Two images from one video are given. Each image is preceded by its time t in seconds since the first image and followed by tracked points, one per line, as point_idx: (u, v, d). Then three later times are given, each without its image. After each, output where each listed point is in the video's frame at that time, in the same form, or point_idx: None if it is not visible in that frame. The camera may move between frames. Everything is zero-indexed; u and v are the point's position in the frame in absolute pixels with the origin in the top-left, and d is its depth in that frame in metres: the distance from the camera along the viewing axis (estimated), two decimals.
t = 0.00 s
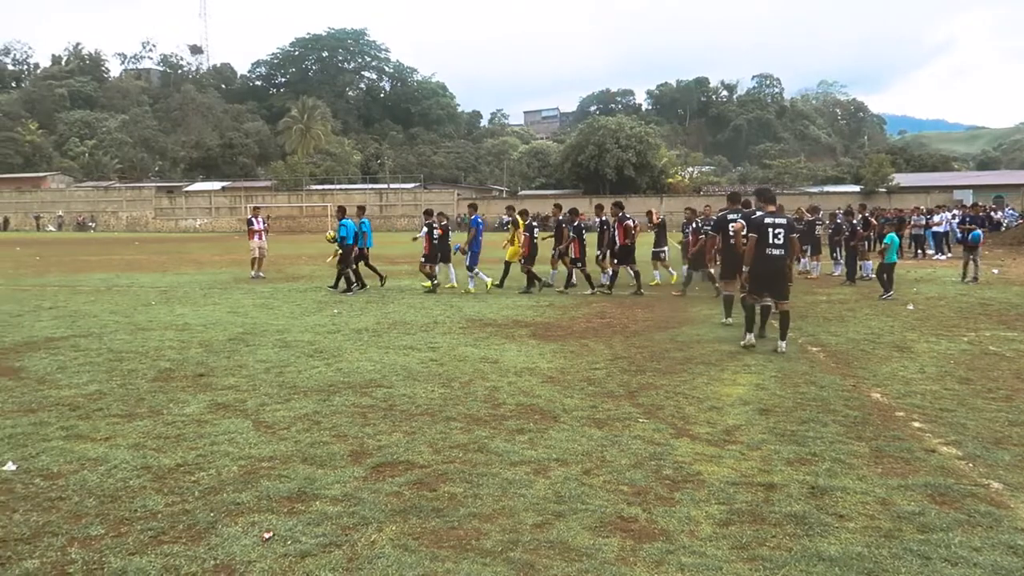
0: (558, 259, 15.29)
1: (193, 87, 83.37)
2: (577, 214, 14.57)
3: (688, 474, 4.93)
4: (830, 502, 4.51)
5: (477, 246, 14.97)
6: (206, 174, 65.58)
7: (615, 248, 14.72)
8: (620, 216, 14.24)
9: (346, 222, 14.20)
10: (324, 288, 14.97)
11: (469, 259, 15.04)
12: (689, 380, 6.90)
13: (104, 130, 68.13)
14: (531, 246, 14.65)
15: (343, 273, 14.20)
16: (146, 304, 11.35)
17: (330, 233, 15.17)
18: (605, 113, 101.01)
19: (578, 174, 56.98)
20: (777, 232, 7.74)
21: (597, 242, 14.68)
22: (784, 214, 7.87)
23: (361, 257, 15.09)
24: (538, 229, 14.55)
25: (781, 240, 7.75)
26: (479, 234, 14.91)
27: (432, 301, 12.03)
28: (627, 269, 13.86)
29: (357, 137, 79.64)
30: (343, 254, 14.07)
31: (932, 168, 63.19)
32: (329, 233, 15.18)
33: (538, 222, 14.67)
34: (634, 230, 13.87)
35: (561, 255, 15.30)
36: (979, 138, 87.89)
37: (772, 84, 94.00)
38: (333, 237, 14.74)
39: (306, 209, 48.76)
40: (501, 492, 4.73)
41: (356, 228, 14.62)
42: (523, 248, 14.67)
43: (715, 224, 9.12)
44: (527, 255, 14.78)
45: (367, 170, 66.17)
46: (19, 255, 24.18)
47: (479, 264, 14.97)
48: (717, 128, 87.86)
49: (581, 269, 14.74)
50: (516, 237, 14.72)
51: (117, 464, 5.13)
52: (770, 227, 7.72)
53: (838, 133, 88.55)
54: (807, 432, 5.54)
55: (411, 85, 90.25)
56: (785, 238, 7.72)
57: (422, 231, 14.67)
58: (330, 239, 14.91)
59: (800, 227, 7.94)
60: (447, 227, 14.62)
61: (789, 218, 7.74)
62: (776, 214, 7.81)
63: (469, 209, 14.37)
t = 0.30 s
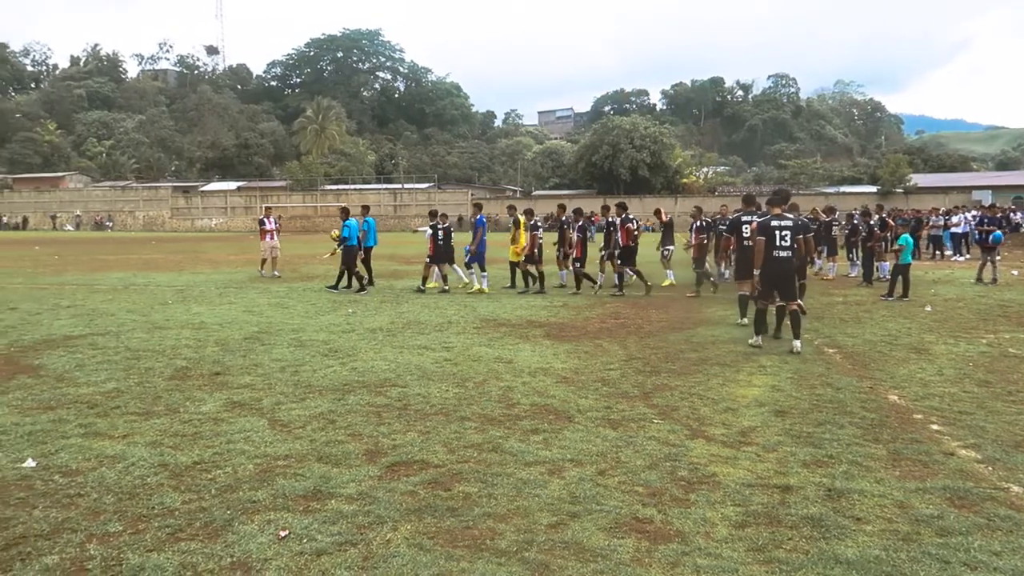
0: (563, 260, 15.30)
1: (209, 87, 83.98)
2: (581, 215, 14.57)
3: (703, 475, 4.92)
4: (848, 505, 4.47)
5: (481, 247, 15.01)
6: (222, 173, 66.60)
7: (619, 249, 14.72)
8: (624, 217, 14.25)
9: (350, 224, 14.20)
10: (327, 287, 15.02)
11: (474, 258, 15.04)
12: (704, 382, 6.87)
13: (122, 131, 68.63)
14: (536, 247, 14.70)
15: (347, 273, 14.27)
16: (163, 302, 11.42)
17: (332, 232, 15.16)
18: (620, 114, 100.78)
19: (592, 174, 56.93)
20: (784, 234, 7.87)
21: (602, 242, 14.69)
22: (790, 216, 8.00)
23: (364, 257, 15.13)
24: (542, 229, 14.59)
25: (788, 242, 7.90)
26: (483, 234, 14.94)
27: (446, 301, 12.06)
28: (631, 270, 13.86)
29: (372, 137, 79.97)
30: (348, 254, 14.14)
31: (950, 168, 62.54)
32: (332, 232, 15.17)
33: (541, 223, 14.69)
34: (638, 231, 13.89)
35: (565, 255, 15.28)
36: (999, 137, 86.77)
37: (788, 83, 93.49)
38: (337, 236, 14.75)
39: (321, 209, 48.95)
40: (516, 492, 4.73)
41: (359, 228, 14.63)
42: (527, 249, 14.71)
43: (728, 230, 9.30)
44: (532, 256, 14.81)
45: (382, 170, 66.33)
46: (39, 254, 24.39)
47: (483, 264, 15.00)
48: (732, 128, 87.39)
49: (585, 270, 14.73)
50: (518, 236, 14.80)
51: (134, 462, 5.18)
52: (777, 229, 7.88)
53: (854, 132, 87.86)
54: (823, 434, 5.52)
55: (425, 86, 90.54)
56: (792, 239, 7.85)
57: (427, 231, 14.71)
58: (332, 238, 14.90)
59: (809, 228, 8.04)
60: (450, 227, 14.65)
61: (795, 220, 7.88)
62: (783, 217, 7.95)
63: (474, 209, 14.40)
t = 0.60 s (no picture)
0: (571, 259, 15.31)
1: (227, 88, 84.53)
2: (588, 215, 14.57)
3: (721, 477, 4.90)
4: (868, 508, 4.45)
5: (489, 248, 15.04)
6: (240, 174, 67.42)
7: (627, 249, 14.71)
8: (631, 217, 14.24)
9: (355, 223, 14.32)
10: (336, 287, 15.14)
11: (482, 259, 15.07)
12: (722, 383, 6.84)
13: (142, 131, 69.39)
14: (542, 248, 14.76)
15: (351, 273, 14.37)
16: (182, 302, 11.50)
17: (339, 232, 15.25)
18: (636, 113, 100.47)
19: (608, 174, 56.85)
20: (792, 234, 8.45)
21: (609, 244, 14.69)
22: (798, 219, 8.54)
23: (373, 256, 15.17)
24: (547, 229, 14.69)
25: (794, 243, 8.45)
26: (489, 235, 14.97)
27: (462, 301, 12.09)
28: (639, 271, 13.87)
29: (389, 137, 80.30)
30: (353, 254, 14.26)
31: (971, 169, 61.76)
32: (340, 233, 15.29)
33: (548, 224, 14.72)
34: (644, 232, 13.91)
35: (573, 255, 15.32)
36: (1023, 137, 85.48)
37: (806, 83, 92.74)
38: (342, 237, 14.88)
39: (337, 208, 49.17)
40: (534, 493, 4.73)
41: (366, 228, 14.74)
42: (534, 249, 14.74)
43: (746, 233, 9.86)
44: (539, 256, 14.84)
45: (398, 171, 66.51)
46: (61, 253, 24.64)
47: (490, 265, 15.03)
48: (750, 128, 86.81)
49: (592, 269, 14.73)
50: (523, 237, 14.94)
51: (155, 459, 5.23)
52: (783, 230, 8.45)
53: (873, 133, 87.04)
54: (843, 435, 5.48)
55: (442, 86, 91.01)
56: (800, 239, 8.42)
57: (433, 232, 14.75)
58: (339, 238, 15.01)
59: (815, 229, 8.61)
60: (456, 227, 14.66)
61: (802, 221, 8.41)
62: (790, 218, 8.54)
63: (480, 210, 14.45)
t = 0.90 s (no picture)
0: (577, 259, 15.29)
1: (246, 90, 85.14)
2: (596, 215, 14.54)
3: (740, 479, 4.88)
4: (889, 511, 4.41)
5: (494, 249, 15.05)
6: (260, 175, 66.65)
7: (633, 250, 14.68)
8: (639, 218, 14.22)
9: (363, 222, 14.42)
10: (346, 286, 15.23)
11: (487, 260, 15.09)
12: (741, 385, 6.81)
13: (162, 133, 70.16)
14: (549, 249, 14.79)
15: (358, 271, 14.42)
16: (202, 301, 11.59)
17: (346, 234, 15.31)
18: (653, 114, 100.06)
19: (625, 175, 56.77)
20: (804, 233, 8.62)
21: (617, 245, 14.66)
22: (812, 216, 8.73)
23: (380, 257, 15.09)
24: (554, 229, 14.72)
25: (809, 241, 8.62)
26: (495, 236, 14.97)
27: (479, 301, 12.11)
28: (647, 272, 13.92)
29: (406, 138, 80.54)
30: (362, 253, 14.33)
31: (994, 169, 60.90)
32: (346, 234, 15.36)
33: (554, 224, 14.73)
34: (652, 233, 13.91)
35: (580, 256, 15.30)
36: None
37: (825, 82, 91.90)
38: (348, 240, 14.95)
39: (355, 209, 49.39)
40: (551, 494, 4.73)
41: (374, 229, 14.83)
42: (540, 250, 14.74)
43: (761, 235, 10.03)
44: (545, 257, 14.86)
45: (416, 171, 66.65)
46: (83, 254, 24.91)
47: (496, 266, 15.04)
48: (768, 128, 86.16)
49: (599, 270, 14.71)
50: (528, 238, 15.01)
51: (176, 457, 5.28)
52: (796, 229, 8.63)
53: (893, 133, 86.10)
54: (863, 438, 5.44)
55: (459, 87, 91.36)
56: (812, 238, 8.58)
57: (440, 231, 14.76)
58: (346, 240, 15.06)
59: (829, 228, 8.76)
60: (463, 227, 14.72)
61: (815, 219, 8.61)
62: (803, 217, 8.70)
63: (486, 210, 14.44)
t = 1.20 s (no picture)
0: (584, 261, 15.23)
1: (264, 94, 85.81)
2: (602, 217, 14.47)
3: (759, 483, 4.85)
4: (910, 516, 4.36)
5: (501, 250, 15.05)
6: (276, 177, 66.04)
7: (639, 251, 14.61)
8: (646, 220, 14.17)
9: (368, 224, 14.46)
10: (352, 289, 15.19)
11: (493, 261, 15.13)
12: (759, 387, 6.77)
13: (181, 136, 71.02)
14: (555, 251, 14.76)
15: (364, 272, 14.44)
16: (220, 303, 11.69)
17: (353, 236, 15.38)
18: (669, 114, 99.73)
19: (642, 176, 56.66)
20: (819, 236, 8.59)
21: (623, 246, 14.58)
22: (827, 219, 8.69)
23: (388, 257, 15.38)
24: (561, 232, 14.73)
25: (823, 244, 8.60)
26: (501, 237, 14.97)
27: (496, 303, 12.12)
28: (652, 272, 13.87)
29: (422, 140, 80.89)
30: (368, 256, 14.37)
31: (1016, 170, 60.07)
32: (353, 236, 15.42)
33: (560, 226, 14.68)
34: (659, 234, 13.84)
35: (587, 258, 15.32)
36: None
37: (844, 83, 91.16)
38: (356, 240, 15.09)
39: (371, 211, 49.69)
40: (569, 496, 4.72)
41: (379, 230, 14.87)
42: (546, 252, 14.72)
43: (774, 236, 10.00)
44: (552, 259, 14.82)
45: (432, 173, 66.89)
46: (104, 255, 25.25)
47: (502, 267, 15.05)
48: (786, 129, 85.57)
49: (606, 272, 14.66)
50: (532, 238, 15.07)
51: (196, 457, 5.33)
52: (811, 232, 8.60)
53: (913, 134, 85.24)
54: (884, 442, 5.39)
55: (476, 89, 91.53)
56: (827, 242, 8.57)
57: (445, 233, 14.78)
58: (353, 241, 15.13)
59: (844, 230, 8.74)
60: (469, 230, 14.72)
61: (830, 222, 8.58)
62: (817, 220, 8.67)
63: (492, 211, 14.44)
